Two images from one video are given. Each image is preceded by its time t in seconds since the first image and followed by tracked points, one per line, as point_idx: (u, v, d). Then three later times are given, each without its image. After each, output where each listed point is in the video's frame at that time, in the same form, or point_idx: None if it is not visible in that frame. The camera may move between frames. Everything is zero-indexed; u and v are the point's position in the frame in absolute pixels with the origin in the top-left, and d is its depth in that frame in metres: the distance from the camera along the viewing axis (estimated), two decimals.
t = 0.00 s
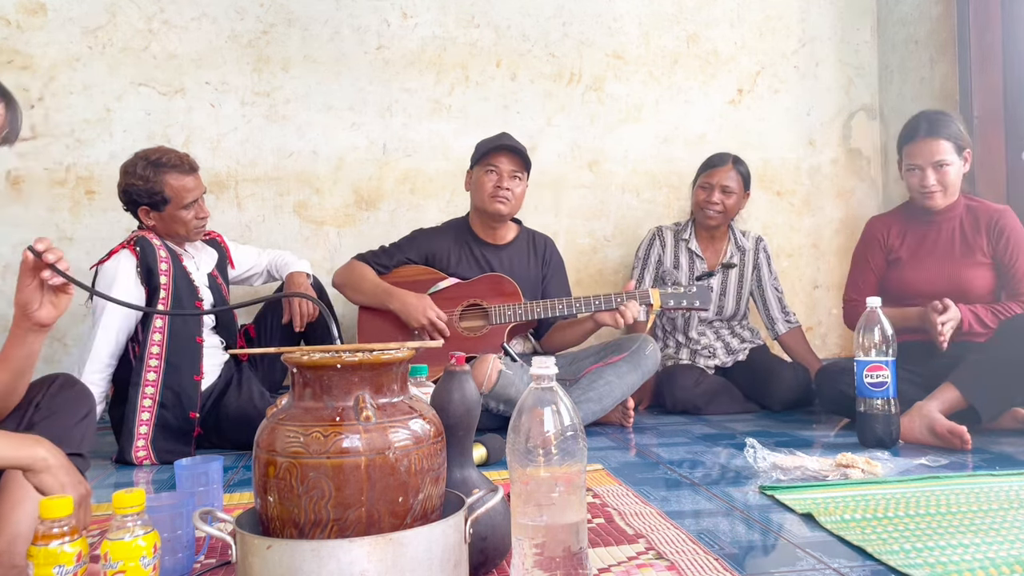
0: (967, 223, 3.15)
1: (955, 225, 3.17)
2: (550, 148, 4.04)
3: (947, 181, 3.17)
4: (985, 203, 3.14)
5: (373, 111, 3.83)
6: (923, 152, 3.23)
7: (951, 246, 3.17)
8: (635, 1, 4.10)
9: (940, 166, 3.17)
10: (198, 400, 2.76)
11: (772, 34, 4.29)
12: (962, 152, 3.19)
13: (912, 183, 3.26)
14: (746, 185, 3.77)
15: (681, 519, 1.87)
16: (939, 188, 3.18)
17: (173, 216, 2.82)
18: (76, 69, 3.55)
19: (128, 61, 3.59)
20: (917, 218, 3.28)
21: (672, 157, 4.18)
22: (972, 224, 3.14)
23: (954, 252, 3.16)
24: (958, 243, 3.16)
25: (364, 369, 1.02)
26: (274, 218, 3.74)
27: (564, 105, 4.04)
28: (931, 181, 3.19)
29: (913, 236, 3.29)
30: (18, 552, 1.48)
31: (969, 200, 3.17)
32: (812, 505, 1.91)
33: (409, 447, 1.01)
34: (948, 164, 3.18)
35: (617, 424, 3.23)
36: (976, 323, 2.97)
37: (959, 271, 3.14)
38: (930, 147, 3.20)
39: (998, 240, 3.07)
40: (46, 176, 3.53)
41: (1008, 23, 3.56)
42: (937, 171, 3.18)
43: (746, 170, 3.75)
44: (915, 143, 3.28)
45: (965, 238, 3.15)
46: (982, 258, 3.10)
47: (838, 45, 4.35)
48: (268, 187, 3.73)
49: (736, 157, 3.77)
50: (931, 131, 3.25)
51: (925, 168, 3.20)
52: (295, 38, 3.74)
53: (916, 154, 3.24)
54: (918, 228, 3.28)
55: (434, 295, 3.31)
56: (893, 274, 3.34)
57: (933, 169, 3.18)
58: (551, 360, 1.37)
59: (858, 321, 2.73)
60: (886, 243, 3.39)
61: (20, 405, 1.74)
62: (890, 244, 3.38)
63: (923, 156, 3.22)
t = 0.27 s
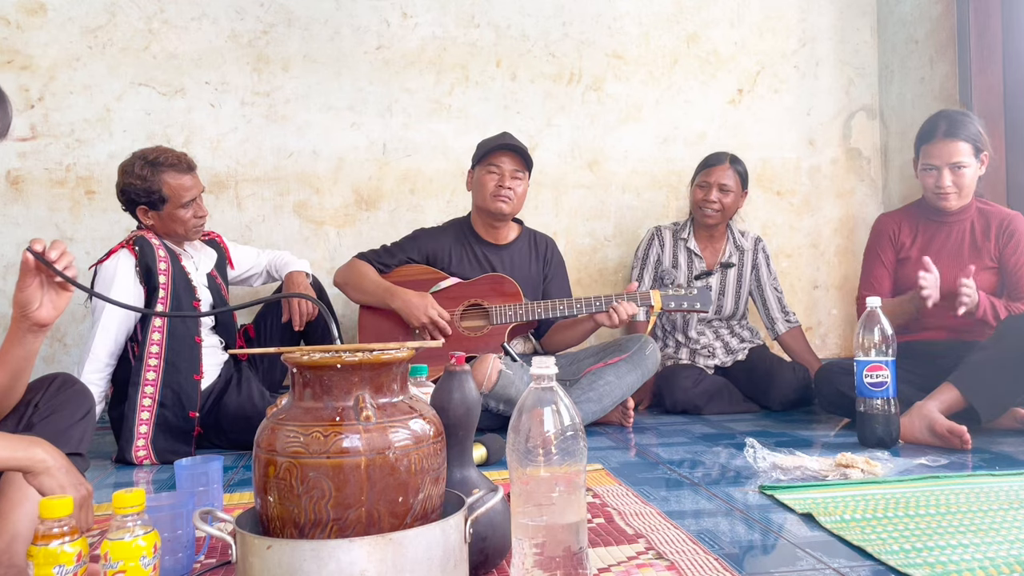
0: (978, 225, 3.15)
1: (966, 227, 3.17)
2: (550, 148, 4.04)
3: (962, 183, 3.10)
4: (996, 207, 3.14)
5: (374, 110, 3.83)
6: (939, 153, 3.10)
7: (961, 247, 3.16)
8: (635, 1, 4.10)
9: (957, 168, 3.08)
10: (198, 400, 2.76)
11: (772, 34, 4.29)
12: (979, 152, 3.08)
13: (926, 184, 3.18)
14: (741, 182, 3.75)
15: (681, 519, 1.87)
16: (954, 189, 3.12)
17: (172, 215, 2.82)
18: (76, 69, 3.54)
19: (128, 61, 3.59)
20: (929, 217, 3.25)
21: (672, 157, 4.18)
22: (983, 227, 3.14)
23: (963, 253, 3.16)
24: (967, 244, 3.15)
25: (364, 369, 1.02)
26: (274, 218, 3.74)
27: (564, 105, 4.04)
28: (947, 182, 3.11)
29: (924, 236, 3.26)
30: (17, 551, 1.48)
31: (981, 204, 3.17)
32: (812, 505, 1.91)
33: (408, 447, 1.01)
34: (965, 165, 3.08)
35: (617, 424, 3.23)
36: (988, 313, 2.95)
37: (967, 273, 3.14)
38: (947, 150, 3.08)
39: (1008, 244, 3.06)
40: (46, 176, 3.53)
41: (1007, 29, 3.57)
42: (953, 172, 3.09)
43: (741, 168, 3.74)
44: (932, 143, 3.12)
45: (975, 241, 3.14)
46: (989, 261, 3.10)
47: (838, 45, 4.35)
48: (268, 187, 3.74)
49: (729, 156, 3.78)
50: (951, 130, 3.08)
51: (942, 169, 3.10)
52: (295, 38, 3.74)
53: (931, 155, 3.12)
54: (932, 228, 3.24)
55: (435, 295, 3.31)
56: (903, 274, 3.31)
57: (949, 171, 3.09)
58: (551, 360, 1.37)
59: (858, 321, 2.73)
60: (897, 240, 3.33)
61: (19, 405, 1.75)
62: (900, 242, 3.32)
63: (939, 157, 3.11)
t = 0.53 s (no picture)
0: (991, 229, 3.10)
1: (978, 229, 3.13)
2: (550, 148, 4.04)
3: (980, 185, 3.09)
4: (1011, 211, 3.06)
5: (374, 110, 3.83)
6: (959, 153, 3.10)
7: (971, 249, 3.13)
8: (635, 1, 4.10)
9: (975, 169, 3.08)
10: (197, 400, 2.76)
11: (772, 34, 4.29)
12: (998, 155, 3.06)
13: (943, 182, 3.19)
14: (738, 180, 3.76)
15: (681, 519, 1.87)
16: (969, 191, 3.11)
17: (172, 215, 2.82)
18: (76, 69, 3.54)
19: (128, 61, 3.59)
20: (941, 216, 3.23)
21: (672, 157, 4.18)
22: (995, 231, 3.08)
23: (973, 254, 3.13)
24: (978, 247, 3.12)
25: (364, 369, 1.02)
26: (274, 219, 3.74)
27: (564, 105, 4.04)
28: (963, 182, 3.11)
29: (935, 234, 3.25)
30: (17, 551, 1.48)
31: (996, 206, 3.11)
32: (812, 505, 1.91)
33: (408, 447, 1.01)
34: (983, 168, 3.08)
35: (617, 424, 3.23)
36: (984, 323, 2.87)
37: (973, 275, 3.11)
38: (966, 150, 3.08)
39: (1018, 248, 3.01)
40: (46, 176, 3.53)
41: (1007, 31, 3.56)
42: (971, 174, 3.09)
43: (734, 165, 3.74)
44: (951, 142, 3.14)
45: (986, 243, 3.10)
46: (998, 265, 3.06)
47: (838, 45, 4.35)
48: (267, 187, 3.73)
49: (723, 154, 3.78)
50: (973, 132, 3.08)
51: (959, 169, 3.10)
52: (295, 38, 3.74)
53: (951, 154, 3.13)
54: (943, 228, 3.22)
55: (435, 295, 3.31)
56: (909, 272, 3.30)
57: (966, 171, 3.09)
58: (551, 360, 1.37)
59: (858, 320, 2.73)
60: (908, 238, 3.33)
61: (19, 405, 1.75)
62: (910, 239, 3.32)
63: (958, 157, 3.11)
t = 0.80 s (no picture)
0: (999, 234, 3.11)
1: (986, 235, 3.13)
2: (550, 148, 4.04)
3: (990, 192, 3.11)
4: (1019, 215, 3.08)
5: (374, 110, 3.83)
6: (971, 159, 3.12)
7: (977, 254, 3.13)
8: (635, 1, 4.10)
9: (985, 177, 3.10)
10: (198, 400, 2.76)
11: (772, 34, 4.29)
12: (1010, 162, 3.05)
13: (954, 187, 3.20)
14: (737, 179, 3.76)
15: (681, 519, 1.87)
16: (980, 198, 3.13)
17: (172, 215, 2.82)
18: (76, 69, 3.54)
19: (128, 61, 3.59)
20: (949, 220, 3.23)
21: (671, 157, 4.18)
22: (1002, 236, 3.10)
23: (979, 259, 3.13)
24: (984, 252, 3.12)
25: (364, 369, 1.02)
26: (274, 219, 3.74)
27: (564, 105, 4.04)
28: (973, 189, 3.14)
29: (940, 237, 3.24)
30: (17, 551, 1.48)
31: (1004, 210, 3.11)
32: (812, 505, 1.91)
33: (409, 447, 1.01)
34: (994, 175, 3.09)
35: (617, 424, 3.23)
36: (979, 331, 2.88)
37: (978, 279, 3.12)
38: (978, 157, 3.10)
39: None
40: (46, 176, 3.53)
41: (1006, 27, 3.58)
42: (981, 181, 3.11)
43: (735, 165, 3.75)
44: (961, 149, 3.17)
45: (992, 248, 3.11)
46: (1003, 270, 3.08)
47: (838, 45, 4.35)
48: (267, 187, 3.73)
49: (721, 154, 3.78)
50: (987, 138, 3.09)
51: (970, 176, 3.12)
52: (295, 38, 3.74)
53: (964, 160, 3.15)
54: (950, 232, 3.21)
55: (434, 295, 3.31)
56: (912, 274, 3.30)
57: (976, 178, 3.11)
58: (551, 360, 1.37)
59: (858, 320, 2.72)
60: (913, 240, 3.32)
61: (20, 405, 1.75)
62: (914, 241, 3.32)
63: (969, 163, 3.12)
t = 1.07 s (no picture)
0: (994, 234, 3.12)
1: (982, 237, 3.14)
2: (550, 148, 4.04)
3: (985, 197, 3.07)
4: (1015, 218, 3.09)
5: (374, 110, 3.83)
6: (968, 163, 3.06)
7: (972, 256, 3.14)
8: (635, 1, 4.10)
9: (982, 182, 3.04)
10: (198, 400, 2.77)
11: (772, 34, 4.29)
12: (1008, 169, 3.01)
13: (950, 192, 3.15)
14: (742, 179, 3.79)
15: (681, 519, 1.87)
16: (975, 203, 3.09)
17: (171, 214, 2.82)
18: (76, 69, 3.54)
19: (128, 61, 3.59)
20: (946, 223, 3.23)
21: (672, 157, 4.18)
22: (998, 237, 3.11)
23: (975, 260, 3.14)
24: (979, 254, 3.13)
25: (364, 368, 1.02)
26: (273, 219, 3.74)
27: (564, 105, 4.04)
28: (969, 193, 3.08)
29: (937, 240, 3.25)
30: (17, 551, 1.48)
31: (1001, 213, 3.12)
32: (812, 505, 1.91)
33: (408, 446, 1.01)
34: (990, 180, 3.04)
35: (617, 424, 3.23)
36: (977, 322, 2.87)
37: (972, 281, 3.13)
38: (978, 162, 3.03)
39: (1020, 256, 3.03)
40: (46, 176, 3.53)
41: (1007, 24, 3.61)
42: (977, 187, 3.06)
43: (740, 165, 3.78)
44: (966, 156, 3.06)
45: (986, 250, 3.12)
46: (997, 272, 3.08)
47: (838, 45, 4.35)
48: (268, 187, 3.73)
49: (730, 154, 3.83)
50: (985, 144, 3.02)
51: (966, 181, 3.07)
52: (295, 38, 3.74)
53: (961, 163, 3.08)
54: (946, 234, 3.22)
55: (434, 295, 3.31)
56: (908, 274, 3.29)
57: (973, 183, 3.06)
58: (551, 359, 1.37)
59: (858, 320, 2.72)
60: (910, 239, 3.32)
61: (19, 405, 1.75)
62: (912, 242, 3.31)
63: (966, 167, 3.07)
